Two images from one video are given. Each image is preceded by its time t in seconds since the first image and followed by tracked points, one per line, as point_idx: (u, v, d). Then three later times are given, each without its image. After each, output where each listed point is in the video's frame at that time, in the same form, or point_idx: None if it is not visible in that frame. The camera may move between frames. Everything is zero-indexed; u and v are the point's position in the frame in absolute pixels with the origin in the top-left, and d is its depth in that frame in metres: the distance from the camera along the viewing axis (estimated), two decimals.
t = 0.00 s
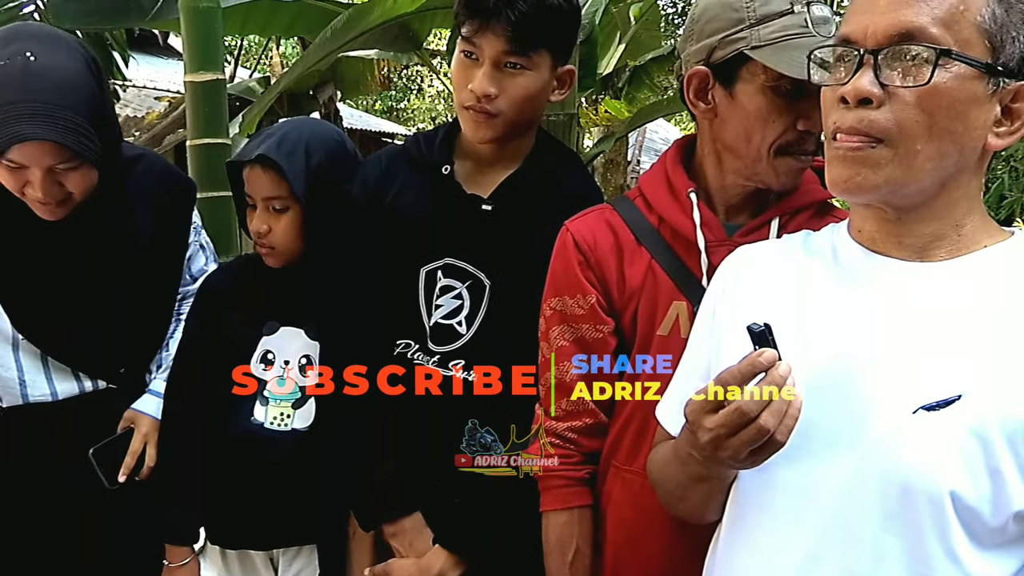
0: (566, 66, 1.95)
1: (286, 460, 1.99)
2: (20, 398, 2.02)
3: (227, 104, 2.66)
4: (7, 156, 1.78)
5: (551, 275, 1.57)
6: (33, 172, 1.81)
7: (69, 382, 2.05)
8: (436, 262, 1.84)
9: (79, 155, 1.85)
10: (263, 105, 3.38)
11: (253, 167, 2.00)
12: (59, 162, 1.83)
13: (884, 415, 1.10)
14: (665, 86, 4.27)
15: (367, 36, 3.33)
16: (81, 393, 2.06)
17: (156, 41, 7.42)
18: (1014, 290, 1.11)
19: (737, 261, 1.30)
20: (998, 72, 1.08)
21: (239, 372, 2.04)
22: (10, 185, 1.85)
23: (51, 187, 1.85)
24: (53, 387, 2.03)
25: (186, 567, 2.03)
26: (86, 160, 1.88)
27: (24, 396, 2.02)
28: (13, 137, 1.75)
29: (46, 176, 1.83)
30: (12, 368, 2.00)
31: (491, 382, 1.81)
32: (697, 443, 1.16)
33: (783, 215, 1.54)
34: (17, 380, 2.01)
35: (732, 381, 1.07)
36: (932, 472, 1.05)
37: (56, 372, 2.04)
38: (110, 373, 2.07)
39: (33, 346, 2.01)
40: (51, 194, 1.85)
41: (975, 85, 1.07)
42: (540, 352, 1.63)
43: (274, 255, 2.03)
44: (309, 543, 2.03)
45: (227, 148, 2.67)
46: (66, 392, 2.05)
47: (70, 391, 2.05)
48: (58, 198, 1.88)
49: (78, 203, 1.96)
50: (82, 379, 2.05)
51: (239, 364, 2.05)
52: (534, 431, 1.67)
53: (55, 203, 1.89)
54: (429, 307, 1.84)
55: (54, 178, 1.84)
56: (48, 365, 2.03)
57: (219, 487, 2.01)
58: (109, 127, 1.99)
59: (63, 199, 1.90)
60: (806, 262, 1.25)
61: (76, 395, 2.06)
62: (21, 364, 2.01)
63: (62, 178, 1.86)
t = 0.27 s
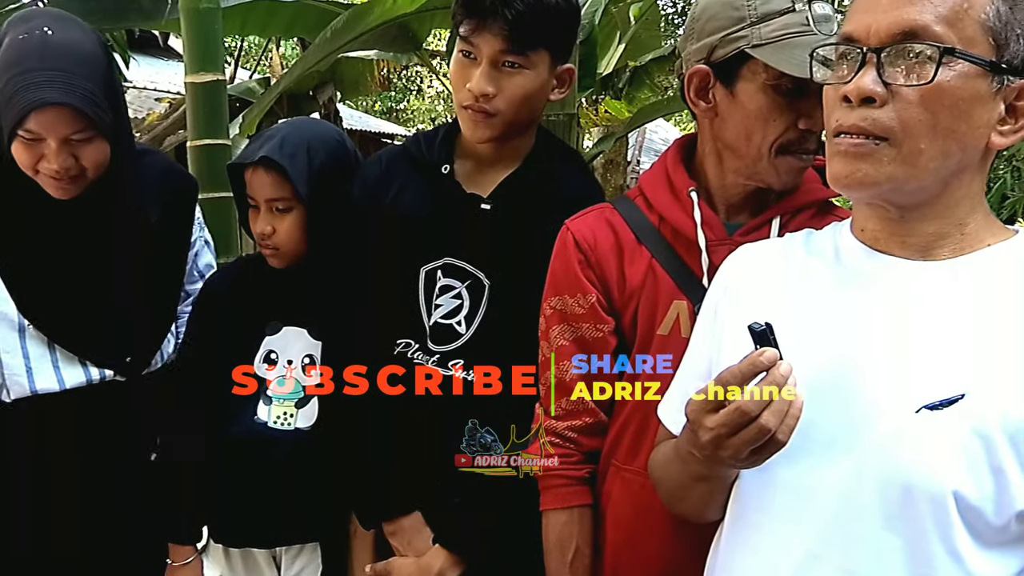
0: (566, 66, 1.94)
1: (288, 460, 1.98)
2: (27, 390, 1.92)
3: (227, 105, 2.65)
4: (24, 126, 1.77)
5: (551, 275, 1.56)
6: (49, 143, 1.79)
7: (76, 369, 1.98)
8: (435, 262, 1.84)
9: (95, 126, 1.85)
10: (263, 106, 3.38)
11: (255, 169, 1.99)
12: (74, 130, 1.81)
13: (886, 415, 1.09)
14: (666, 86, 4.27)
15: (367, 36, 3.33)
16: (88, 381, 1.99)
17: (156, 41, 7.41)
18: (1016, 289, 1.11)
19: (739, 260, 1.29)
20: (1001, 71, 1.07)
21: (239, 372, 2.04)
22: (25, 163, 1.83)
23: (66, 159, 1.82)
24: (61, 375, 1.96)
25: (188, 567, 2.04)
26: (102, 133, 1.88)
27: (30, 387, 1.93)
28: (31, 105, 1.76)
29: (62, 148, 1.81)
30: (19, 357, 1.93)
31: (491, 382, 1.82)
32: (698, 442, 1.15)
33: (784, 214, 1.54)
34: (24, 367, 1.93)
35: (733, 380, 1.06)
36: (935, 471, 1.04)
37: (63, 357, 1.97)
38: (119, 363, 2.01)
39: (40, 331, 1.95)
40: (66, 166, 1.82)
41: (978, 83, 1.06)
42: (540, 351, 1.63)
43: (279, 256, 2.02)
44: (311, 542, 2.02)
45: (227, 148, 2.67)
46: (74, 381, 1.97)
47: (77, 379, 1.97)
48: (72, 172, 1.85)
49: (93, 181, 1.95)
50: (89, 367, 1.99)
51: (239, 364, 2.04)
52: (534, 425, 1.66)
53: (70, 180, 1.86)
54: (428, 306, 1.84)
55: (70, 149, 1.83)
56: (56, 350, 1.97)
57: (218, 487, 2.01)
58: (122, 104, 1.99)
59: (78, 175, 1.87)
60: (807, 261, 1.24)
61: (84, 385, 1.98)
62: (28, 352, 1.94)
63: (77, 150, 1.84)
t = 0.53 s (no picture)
0: (567, 65, 1.94)
1: (291, 457, 1.98)
2: (39, 380, 1.94)
3: (228, 104, 2.65)
4: (43, 110, 1.84)
5: (551, 273, 1.56)
6: (67, 127, 1.86)
7: (88, 358, 2.00)
8: (436, 261, 1.84)
9: (110, 111, 1.91)
10: (264, 105, 3.38)
11: (256, 167, 1.99)
12: (92, 116, 1.88)
13: (889, 414, 1.09)
14: (667, 85, 4.27)
15: (368, 35, 3.33)
16: (100, 372, 2.01)
17: (157, 41, 7.41)
18: (1019, 287, 1.11)
19: (741, 258, 1.29)
20: (1003, 69, 1.07)
21: (239, 372, 2.04)
22: (42, 150, 1.89)
23: (83, 144, 1.88)
24: (74, 365, 1.98)
25: (190, 566, 2.05)
26: (117, 119, 1.94)
27: (43, 377, 1.94)
28: (50, 89, 1.83)
29: (78, 132, 1.88)
30: (31, 347, 1.94)
31: (491, 382, 1.82)
32: (700, 441, 1.16)
33: (784, 212, 1.54)
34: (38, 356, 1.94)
35: (736, 379, 1.06)
36: (938, 469, 1.04)
37: (74, 345, 1.99)
38: (129, 357, 2.04)
39: (52, 321, 1.97)
40: (82, 151, 1.88)
41: (980, 81, 1.06)
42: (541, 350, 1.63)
43: (280, 254, 2.03)
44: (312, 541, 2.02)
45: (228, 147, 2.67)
46: (86, 372, 1.99)
47: (90, 370, 1.99)
48: (88, 159, 1.90)
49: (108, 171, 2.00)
50: (100, 355, 2.01)
51: (239, 364, 2.04)
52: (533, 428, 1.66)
53: (86, 166, 1.91)
54: (429, 305, 1.84)
55: (86, 135, 1.89)
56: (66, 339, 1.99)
57: (219, 486, 2.01)
58: (139, 95, 2.06)
59: (93, 162, 1.92)
60: (809, 259, 1.24)
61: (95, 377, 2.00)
62: (40, 343, 1.95)
63: (94, 136, 1.90)
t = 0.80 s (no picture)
0: (564, 64, 1.94)
1: (289, 457, 1.98)
2: (49, 375, 1.94)
3: (227, 104, 2.65)
4: (61, 108, 1.90)
5: (547, 272, 1.56)
6: (82, 125, 1.91)
7: (96, 352, 2.00)
8: (434, 261, 1.84)
9: (125, 111, 1.96)
10: (263, 104, 3.38)
11: (254, 168, 1.99)
12: (105, 114, 1.93)
13: (886, 412, 1.10)
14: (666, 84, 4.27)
15: (367, 35, 3.33)
16: (109, 367, 2.01)
17: (156, 40, 7.41)
18: (1016, 286, 1.11)
19: (739, 258, 1.30)
20: (1001, 69, 1.07)
21: (239, 372, 2.04)
22: (57, 148, 1.94)
23: (97, 142, 1.92)
24: (82, 359, 1.98)
25: (188, 567, 2.05)
26: (131, 120, 1.99)
27: (53, 373, 1.94)
28: (68, 87, 1.89)
29: (94, 130, 1.93)
30: (40, 342, 1.94)
31: (491, 382, 1.82)
32: (698, 440, 1.16)
33: (779, 211, 1.55)
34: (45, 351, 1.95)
35: (734, 378, 1.06)
36: (935, 468, 1.05)
37: (82, 339, 1.99)
38: (137, 354, 2.06)
39: (61, 315, 1.98)
40: (96, 149, 1.92)
41: (977, 82, 1.06)
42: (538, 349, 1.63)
43: (279, 254, 2.03)
44: (311, 540, 2.03)
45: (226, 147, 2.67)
46: (95, 366, 1.99)
47: (98, 365, 2.00)
48: (101, 157, 1.95)
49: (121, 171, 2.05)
50: (108, 350, 2.02)
51: (239, 364, 2.04)
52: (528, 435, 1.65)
53: (100, 165, 1.96)
54: (427, 304, 1.84)
55: (101, 133, 1.94)
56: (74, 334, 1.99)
57: (218, 486, 2.01)
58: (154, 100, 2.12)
59: (107, 161, 1.96)
60: (807, 259, 1.25)
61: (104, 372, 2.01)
62: (49, 338, 1.95)
63: (108, 134, 1.95)
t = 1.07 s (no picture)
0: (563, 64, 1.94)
1: (289, 457, 1.98)
2: (54, 367, 1.97)
3: (226, 104, 2.65)
4: (67, 103, 1.95)
5: (546, 272, 1.56)
6: (88, 119, 1.96)
7: (100, 345, 2.03)
8: (433, 261, 1.84)
9: (129, 106, 2.01)
10: (262, 104, 3.38)
11: (253, 169, 1.99)
12: (110, 109, 1.98)
13: (886, 411, 1.10)
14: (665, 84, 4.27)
15: (366, 35, 3.33)
16: (114, 360, 2.03)
17: (155, 41, 7.41)
18: (1016, 284, 1.11)
19: (739, 257, 1.30)
20: (999, 68, 1.08)
21: (239, 372, 2.03)
22: (65, 144, 1.98)
23: (102, 135, 1.97)
24: (86, 351, 2.00)
25: (188, 567, 2.05)
26: (136, 116, 2.04)
27: (57, 364, 1.97)
28: (73, 82, 1.94)
29: (99, 125, 1.98)
30: (45, 334, 1.98)
31: (491, 382, 1.82)
32: (698, 440, 1.16)
33: (778, 211, 1.55)
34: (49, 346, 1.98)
35: (734, 378, 1.07)
36: (935, 467, 1.05)
37: (86, 332, 2.02)
38: (140, 347, 2.08)
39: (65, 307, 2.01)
40: (101, 143, 1.97)
41: (976, 81, 1.07)
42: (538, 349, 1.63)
43: (280, 255, 2.03)
44: (310, 540, 2.03)
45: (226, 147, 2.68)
46: (99, 358, 2.01)
47: (103, 357, 2.02)
48: (106, 152, 1.99)
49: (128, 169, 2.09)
50: (112, 343, 2.04)
51: (239, 364, 2.04)
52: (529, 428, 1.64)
53: (105, 160, 2.00)
54: (427, 304, 1.84)
55: (105, 127, 1.98)
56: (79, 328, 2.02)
57: (218, 486, 2.01)
58: (161, 98, 2.16)
59: (112, 156, 2.00)
60: (807, 258, 1.25)
61: (108, 364, 2.02)
62: (53, 330, 1.99)
63: (113, 129, 1.99)
